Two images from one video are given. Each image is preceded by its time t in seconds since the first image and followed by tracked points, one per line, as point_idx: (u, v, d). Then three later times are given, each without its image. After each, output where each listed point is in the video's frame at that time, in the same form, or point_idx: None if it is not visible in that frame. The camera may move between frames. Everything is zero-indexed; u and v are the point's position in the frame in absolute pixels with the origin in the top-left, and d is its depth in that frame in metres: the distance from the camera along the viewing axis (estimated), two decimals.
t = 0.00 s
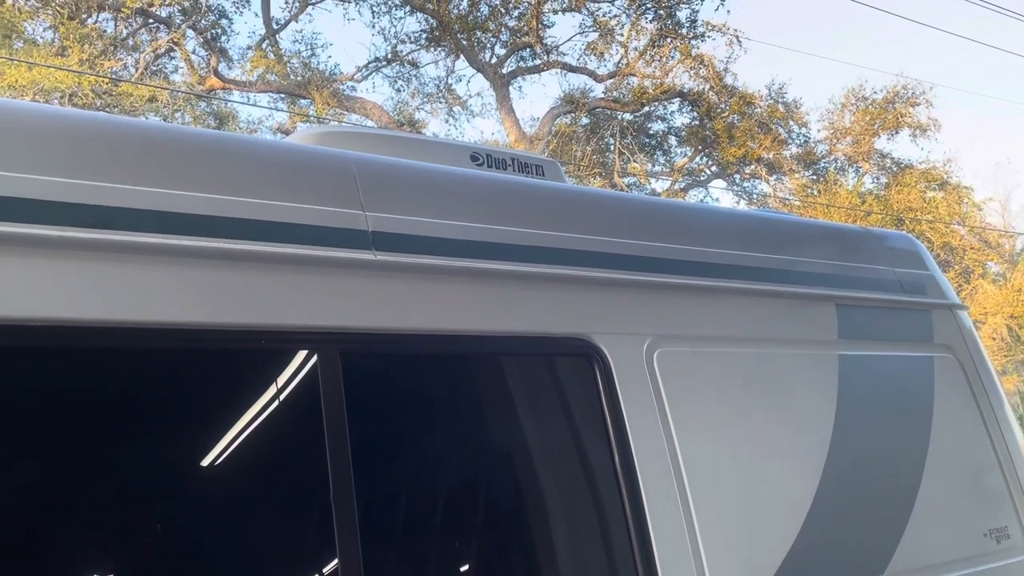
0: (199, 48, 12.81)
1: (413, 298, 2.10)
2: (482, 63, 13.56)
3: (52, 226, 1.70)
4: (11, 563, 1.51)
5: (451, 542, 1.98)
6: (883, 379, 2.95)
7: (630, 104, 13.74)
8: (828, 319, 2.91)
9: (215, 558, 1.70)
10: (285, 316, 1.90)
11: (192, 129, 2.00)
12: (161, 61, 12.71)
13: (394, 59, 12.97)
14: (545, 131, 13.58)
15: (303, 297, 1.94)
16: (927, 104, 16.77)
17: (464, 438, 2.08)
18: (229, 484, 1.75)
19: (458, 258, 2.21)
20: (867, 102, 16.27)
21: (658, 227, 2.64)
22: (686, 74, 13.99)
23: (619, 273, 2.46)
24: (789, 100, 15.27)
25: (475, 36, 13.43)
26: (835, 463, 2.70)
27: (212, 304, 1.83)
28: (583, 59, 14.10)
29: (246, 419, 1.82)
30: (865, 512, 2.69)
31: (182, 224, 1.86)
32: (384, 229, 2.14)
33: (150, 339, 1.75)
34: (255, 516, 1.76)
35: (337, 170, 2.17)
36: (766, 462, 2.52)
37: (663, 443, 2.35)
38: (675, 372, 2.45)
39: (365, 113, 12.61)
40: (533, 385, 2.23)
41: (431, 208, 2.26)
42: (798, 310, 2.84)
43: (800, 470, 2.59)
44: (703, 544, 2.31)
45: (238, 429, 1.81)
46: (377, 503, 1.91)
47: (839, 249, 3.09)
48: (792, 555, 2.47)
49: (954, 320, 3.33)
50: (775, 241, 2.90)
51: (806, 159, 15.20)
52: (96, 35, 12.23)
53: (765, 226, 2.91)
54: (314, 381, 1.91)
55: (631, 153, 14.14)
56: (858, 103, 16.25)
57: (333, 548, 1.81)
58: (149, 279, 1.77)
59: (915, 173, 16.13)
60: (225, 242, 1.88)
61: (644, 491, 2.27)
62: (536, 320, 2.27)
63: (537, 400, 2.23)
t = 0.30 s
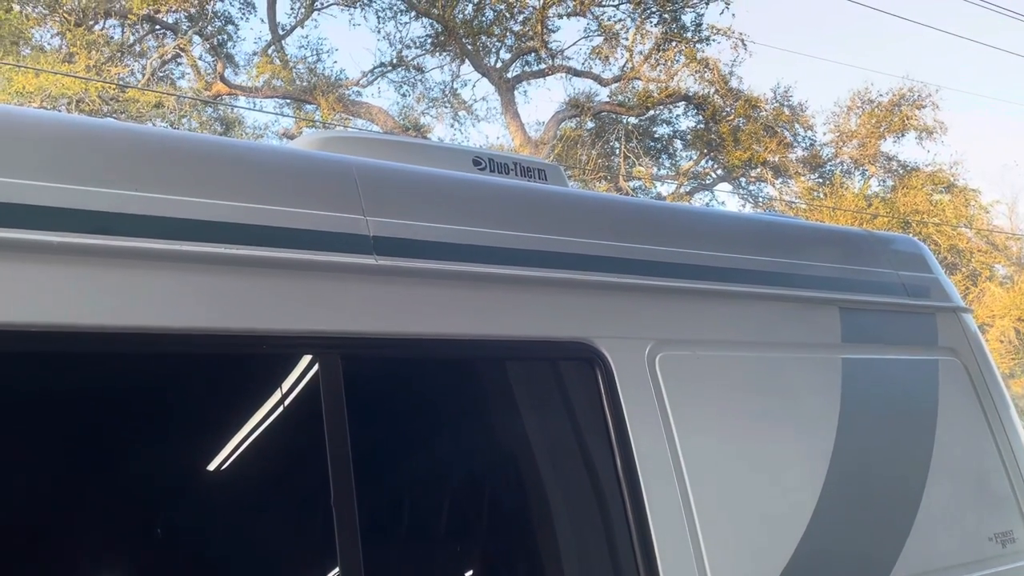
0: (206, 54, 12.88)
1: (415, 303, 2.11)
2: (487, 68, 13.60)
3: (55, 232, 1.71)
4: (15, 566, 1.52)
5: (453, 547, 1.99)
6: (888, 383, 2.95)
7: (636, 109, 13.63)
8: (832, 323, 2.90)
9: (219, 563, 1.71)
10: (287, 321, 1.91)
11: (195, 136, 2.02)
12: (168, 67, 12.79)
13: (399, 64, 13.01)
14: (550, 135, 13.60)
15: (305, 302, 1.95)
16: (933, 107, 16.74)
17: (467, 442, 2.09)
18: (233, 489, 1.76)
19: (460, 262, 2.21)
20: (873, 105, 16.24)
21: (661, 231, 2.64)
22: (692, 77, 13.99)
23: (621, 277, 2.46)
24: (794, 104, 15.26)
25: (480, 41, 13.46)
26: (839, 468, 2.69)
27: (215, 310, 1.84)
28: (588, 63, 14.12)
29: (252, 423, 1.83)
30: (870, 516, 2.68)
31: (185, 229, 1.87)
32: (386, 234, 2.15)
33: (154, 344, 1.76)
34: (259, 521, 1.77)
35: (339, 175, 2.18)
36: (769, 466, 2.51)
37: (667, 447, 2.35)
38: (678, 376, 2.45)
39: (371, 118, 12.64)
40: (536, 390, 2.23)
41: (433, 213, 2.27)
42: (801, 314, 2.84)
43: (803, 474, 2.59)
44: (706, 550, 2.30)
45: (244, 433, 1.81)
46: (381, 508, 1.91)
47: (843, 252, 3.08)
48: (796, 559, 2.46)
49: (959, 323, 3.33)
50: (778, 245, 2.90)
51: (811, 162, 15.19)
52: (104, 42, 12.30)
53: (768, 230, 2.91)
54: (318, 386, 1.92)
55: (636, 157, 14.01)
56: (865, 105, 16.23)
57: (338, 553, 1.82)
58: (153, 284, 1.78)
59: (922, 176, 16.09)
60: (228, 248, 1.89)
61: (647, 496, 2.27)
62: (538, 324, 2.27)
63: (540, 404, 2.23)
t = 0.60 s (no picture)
0: (210, 59, 12.92)
1: (419, 308, 2.11)
2: (491, 72, 13.62)
3: (60, 239, 1.72)
4: (22, 570, 1.53)
5: (457, 552, 1.99)
6: (893, 388, 2.94)
7: (640, 112, 13.69)
8: (836, 327, 2.90)
9: (224, 568, 1.71)
10: (291, 326, 1.91)
11: (200, 142, 2.03)
12: (173, 72, 12.83)
13: (403, 68, 13.04)
14: (554, 139, 13.61)
15: (309, 307, 1.95)
16: (938, 110, 16.71)
17: (471, 447, 2.09)
18: (238, 494, 1.77)
19: (464, 268, 2.21)
20: (878, 108, 16.22)
21: (664, 236, 2.65)
22: (697, 81, 13.98)
23: (625, 282, 2.46)
24: (799, 108, 15.24)
25: (484, 46, 13.47)
26: (844, 472, 2.69)
27: (219, 315, 1.84)
28: (592, 67, 14.12)
29: (257, 428, 1.83)
30: (875, 521, 2.68)
31: (189, 235, 1.87)
32: (389, 239, 2.15)
33: (159, 350, 1.77)
34: (264, 526, 1.77)
35: (343, 181, 2.18)
36: (773, 471, 2.51)
37: (671, 452, 2.34)
38: (682, 381, 2.45)
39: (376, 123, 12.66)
40: (540, 395, 2.23)
41: (437, 218, 2.27)
42: (805, 318, 2.83)
43: (808, 479, 2.58)
44: (710, 555, 2.30)
45: (249, 438, 1.82)
46: (384, 513, 1.91)
47: (847, 256, 3.08)
48: (800, 564, 2.46)
49: (964, 327, 3.32)
50: (782, 249, 2.90)
51: (816, 166, 15.18)
52: (109, 47, 12.35)
53: (772, 234, 2.91)
54: (323, 391, 1.92)
55: (640, 161, 14.07)
56: (869, 109, 16.20)
57: (342, 559, 1.82)
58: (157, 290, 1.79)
59: (927, 179, 16.06)
60: (232, 253, 1.90)
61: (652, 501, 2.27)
62: (542, 329, 2.27)
63: (544, 409, 2.23)
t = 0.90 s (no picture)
0: (216, 64, 12.97)
1: (424, 311, 2.11)
2: (496, 77, 13.64)
3: (67, 241, 1.73)
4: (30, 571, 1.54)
5: (463, 555, 1.99)
6: (899, 391, 2.93)
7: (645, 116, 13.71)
8: (842, 331, 2.89)
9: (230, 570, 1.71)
10: (297, 328, 1.92)
11: (207, 146, 2.03)
12: (179, 77, 12.89)
13: (408, 73, 13.06)
14: (559, 143, 13.62)
15: (314, 310, 1.95)
16: (943, 115, 16.69)
17: (476, 450, 2.09)
18: (244, 496, 1.77)
19: (469, 271, 2.21)
20: (883, 113, 16.20)
21: (669, 240, 2.65)
22: (702, 86, 13.97)
23: (630, 285, 2.46)
24: (804, 112, 15.24)
25: (489, 51, 13.50)
26: (850, 476, 2.68)
27: (225, 318, 1.84)
28: (597, 72, 14.14)
29: (263, 431, 1.84)
30: (882, 525, 2.67)
31: (195, 238, 1.88)
32: (395, 242, 2.15)
33: (166, 352, 1.77)
34: (270, 528, 1.77)
35: (349, 184, 2.18)
36: (779, 474, 2.50)
37: (677, 455, 2.34)
38: (687, 384, 2.44)
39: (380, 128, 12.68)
40: (545, 398, 2.23)
41: (442, 222, 2.27)
42: (811, 322, 2.83)
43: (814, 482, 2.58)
44: (716, 559, 2.30)
45: (255, 441, 1.82)
46: (390, 515, 1.91)
47: (852, 260, 3.08)
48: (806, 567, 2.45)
49: (970, 331, 3.31)
50: (787, 253, 2.90)
51: (822, 170, 15.17)
52: (116, 52, 12.40)
53: (777, 238, 2.91)
54: (329, 394, 1.92)
55: (645, 165, 14.14)
56: (875, 113, 16.19)
57: (348, 561, 1.82)
58: (163, 292, 1.80)
59: (933, 184, 16.03)
60: (238, 256, 1.90)
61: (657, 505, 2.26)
62: (547, 332, 2.27)
63: (550, 412, 2.23)
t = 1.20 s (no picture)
0: (221, 69, 13.00)
1: (427, 315, 2.11)
2: (500, 82, 13.67)
3: (70, 245, 1.73)
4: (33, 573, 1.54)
5: (466, 560, 1.99)
6: (903, 397, 2.93)
7: (647, 122, 13.68)
8: (846, 336, 2.89)
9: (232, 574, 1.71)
10: (300, 333, 1.92)
11: (212, 150, 2.03)
12: (184, 82, 12.92)
13: (412, 78, 13.08)
14: (563, 148, 13.63)
15: (318, 314, 1.95)
16: (948, 120, 16.67)
17: (479, 455, 2.08)
18: (247, 500, 1.77)
19: (473, 275, 2.21)
20: (888, 118, 16.19)
21: (673, 245, 2.64)
22: (705, 91, 13.98)
23: (634, 290, 2.46)
24: (808, 118, 15.23)
25: (493, 56, 13.53)
26: (854, 482, 2.67)
27: (228, 322, 1.85)
28: (601, 77, 14.15)
29: (266, 435, 1.83)
30: (885, 531, 2.66)
31: (198, 242, 1.88)
32: (399, 246, 2.15)
33: (169, 356, 1.77)
34: (272, 533, 1.77)
35: (353, 189, 2.18)
36: (782, 479, 2.50)
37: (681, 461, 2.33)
38: (691, 389, 2.44)
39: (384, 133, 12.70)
40: (548, 403, 2.23)
41: (446, 226, 2.27)
42: (814, 327, 2.82)
43: (818, 488, 2.57)
44: (719, 565, 2.29)
45: (258, 445, 1.82)
46: (392, 520, 1.91)
47: (857, 266, 3.07)
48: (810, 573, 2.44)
49: (975, 337, 3.30)
50: (792, 258, 2.89)
51: (825, 176, 15.16)
52: (121, 57, 12.44)
53: (782, 243, 2.90)
54: (332, 398, 1.92)
55: (649, 170, 14.11)
56: (879, 118, 16.17)
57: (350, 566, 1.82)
58: (166, 296, 1.80)
59: (937, 189, 16.01)
60: (241, 260, 1.90)
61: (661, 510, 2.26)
62: (550, 337, 2.27)
63: (553, 417, 2.23)
